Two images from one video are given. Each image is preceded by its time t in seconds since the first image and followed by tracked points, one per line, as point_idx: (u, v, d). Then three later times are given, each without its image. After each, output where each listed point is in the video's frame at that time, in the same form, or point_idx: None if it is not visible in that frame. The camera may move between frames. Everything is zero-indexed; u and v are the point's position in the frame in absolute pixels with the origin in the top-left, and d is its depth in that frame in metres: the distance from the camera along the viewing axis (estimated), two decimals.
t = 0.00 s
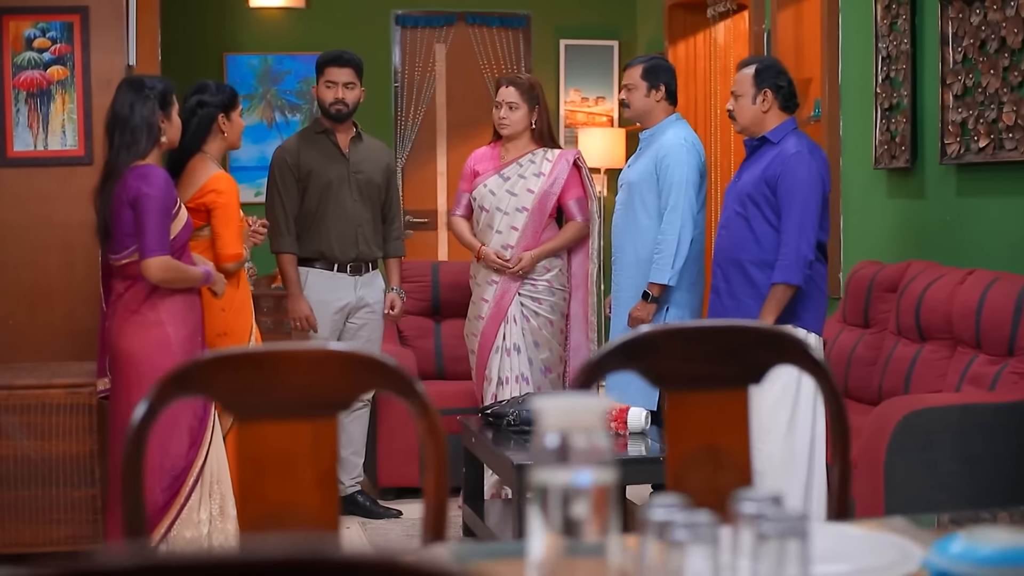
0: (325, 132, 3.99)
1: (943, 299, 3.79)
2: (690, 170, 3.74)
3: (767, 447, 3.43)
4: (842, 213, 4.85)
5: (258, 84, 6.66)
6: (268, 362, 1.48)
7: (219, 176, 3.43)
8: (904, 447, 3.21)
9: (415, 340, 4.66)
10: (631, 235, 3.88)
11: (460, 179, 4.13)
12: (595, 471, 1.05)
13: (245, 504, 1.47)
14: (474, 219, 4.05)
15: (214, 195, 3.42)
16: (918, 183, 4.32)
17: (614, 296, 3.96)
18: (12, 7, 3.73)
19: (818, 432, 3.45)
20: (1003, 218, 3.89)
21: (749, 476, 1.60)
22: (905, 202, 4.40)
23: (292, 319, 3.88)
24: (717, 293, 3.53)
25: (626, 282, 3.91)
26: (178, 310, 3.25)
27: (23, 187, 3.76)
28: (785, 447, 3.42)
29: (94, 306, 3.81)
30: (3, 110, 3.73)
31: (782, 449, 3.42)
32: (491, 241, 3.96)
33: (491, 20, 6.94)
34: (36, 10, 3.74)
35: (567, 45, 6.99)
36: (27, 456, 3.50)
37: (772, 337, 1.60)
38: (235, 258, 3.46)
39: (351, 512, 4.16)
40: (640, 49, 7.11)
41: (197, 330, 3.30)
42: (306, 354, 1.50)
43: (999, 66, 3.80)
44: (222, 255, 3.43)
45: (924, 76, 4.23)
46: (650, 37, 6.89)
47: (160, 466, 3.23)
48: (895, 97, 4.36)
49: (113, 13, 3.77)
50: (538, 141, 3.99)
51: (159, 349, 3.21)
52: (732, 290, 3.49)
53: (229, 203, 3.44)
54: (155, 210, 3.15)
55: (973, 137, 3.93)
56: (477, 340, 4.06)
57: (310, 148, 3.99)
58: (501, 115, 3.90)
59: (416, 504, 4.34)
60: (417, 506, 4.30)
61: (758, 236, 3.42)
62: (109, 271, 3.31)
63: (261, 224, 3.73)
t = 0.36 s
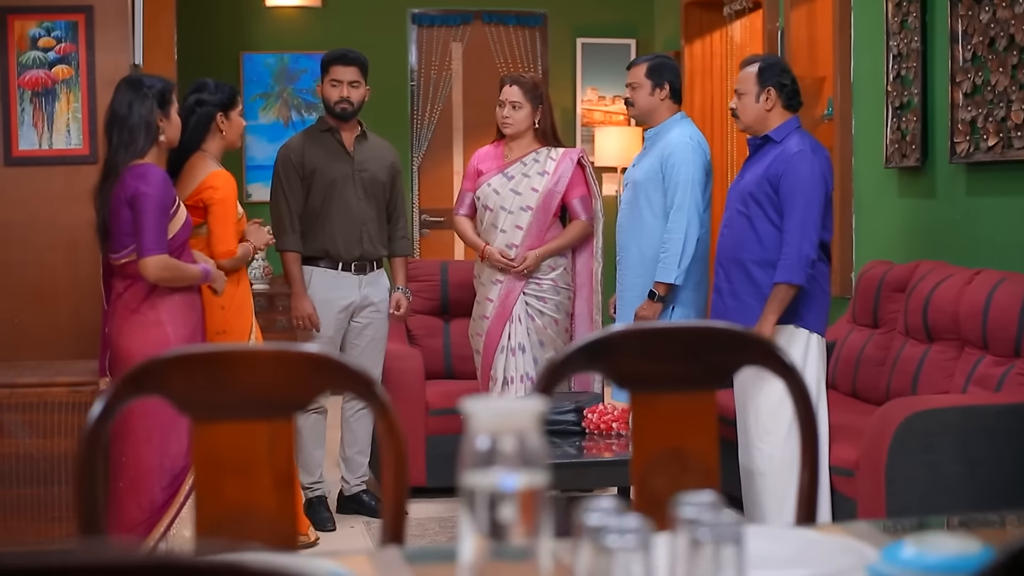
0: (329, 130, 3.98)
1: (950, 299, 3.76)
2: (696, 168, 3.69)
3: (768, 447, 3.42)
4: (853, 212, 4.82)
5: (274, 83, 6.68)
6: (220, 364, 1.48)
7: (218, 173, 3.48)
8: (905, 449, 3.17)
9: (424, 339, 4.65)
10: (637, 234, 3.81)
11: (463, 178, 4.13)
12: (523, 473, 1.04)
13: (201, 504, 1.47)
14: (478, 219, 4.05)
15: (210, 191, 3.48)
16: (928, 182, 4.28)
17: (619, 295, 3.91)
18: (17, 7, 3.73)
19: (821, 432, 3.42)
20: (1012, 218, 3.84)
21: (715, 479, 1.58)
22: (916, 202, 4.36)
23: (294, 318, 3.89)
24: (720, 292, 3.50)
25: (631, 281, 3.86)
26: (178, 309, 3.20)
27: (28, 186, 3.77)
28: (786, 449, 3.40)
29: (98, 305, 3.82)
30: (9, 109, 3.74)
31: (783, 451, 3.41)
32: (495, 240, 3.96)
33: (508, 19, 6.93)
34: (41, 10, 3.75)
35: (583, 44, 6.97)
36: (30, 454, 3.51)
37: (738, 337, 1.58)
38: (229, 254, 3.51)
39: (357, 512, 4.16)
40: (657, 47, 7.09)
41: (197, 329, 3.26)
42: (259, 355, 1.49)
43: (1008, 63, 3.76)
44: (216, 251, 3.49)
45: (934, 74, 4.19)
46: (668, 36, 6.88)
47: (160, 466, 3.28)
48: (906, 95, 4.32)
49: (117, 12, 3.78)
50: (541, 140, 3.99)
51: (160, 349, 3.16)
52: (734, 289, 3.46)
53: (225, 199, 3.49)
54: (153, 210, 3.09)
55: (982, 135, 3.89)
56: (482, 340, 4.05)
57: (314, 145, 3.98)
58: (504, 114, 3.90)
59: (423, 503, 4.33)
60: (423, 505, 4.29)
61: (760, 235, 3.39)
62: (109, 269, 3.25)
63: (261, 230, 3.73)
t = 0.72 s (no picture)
0: (337, 129, 3.98)
1: (960, 299, 3.72)
2: (702, 167, 3.62)
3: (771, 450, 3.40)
4: (867, 212, 4.78)
5: (293, 83, 6.71)
6: (180, 364, 1.47)
7: (223, 171, 3.48)
8: (909, 451, 3.14)
9: (435, 339, 4.64)
10: (644, 234, 3.74)
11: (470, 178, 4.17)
12: (457, 477, 1.03)
13: (160, 505, 1.46)
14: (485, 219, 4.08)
15: (211, 189, 3.48)
16: (941, 182, 4.24)
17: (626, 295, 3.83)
18: (25, 7, 3.75)
19: (824, 435, 3.39)
20: None
21: (681, 482, 1.56)
22: (929, 202, 4.32)
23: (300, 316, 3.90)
24: (725, 293, 3.47)
25: (638, 281, 3.78)
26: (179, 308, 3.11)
27: (36, 185, 3.79)
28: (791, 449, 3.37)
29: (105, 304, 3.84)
30: (17, 108, 3.76)
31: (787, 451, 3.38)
32: (502, 240, 3.99)
33: (526, 18, 6.93)
34: (49, 10, 3.76)
35: (602, 43, 6.96)
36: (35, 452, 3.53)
37: (707, 339, 1.56)
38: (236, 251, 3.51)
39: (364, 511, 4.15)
40: (677, 46, 7.07)
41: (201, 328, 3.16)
42: (220, 355, 1.48)
43: (1019, 62, 3.72)
44: (223, 249, 3.49)
45: (947, 73, 4.15)
46: (687, 35, 6.86)
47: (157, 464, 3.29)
48: (919, 94, 4.28)
49: (125, 12, 3.79)
50: (547, 140, 4.02)
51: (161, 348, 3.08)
52: (738, 289, 3.44)
53: (227, 196, 3.49)
54: (154, 210, 2.99)
55: (994, 135, 3.85)
56: (489, 340, 4.06)
57: (321, 143, 3.97)
58: (510, 113, 3.93)
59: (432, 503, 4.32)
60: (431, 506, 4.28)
61: (764, 235, 3.37)
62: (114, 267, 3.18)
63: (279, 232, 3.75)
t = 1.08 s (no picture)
0: (345, 126, 3.95)
1: (969, 298, 3.68)
2: (709, 166, 3.61)
3: (776, 449, 3.37)
4: (882, 210, 4.75)
5: (311, 81, 6.74)
6: (143, 363, 1.47)
7: (223, 168, 3.49)
8: (912, 452, 3.10)
9: (446, 337, 4.64)
10: (651, 232, 3.72)
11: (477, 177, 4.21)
12: (392, 476, 1.03)
13: (123, 503, 1.46)
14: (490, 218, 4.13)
15: (213, 185, 3.47)
16: (954, 179, 4.20)
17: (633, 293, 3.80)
18: (32, 5, 3.76)
19: (829, 434, 3.36)
20: None
21: (648, 482, 1.55)
22: (942, 200, 4.29)
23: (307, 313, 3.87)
24: (729, 291, 3.45)
25: (644, 280, 3.76)
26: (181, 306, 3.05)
27: (44, 183, 3.81)
28: (795, 450, 3.35)
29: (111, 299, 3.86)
30: (25, 106, 3.78)
31: (791, 452, 3.35)
32: (508, 238, 4.02)
33: (545, 16, 6.91)
34: (57, 8, 3.77)
35: (622, 40, 6.94)
36: (41, 449, 3.53)
37: (675, 338, 1.55)
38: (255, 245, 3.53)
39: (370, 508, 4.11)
40: (697, 44, 7.05)
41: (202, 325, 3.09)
42: (183, 353, 1.48)
43: None
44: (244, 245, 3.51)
45: (960, 71, 4.12)
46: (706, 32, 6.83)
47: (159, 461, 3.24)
48: (931, 92, 4.25)
49: (133, 9, 3.80)
50: (553, 138, 4.05)
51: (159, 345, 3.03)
52: (742, 288, 3.42)
53: (231, 190, 3.49)
54: (158, 206, 2.92)
55: (1005, 133, 3.81)
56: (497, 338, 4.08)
57: (329, 141, 3.95)
58: (516, 112, 3.97)
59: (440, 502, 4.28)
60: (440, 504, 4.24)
61: (768, 233, 3.35)
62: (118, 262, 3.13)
63: (306, 233, 3.74)
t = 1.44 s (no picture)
0: (352, 123, 3.92)
1: (977, 297, 3.65)
2: (714, 163, 3.59)
3: (780, 448, 3.33)
4: (895, 208, 4.72)
5: (330, 77, 6.77)
6: (105, 358, 1.49)
7: (231, 164, 3.47)
8: (915, 452, 3.07)
9: (457, 334, 4.64)
10: (657, 230, 3.71)
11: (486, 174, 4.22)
12: (326, 474, 1.02)
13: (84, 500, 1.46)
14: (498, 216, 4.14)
15: (221, 181, 3.46)
16: (966, 177, 4.17)
17: (638, 291, 3.80)
18: (40, 3, 3.78)
19: (833, 433, 3.34)
20: None
21: (614, 480, 1.53)
22: (954, 198, 4.25)
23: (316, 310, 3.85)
24: (733, 290, 3.43)
25: (650, 278, 3.75)
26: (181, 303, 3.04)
27: (53, 179, 3.83)
28: (799, 449, 3.32)
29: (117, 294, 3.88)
30: (33, 103, 3.79)
31: (795, 452, 3.32)
32: (516, 236, 4.01)
33: (564, 13, 6.91)
34: (65, 6, 3.79)
35: (640, 37, 6.92)
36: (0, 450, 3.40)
37: (644, 337, 1.54)
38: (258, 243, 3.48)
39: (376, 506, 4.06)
40: (715, 41, 7.03)
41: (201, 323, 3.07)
42: (147, 351, 1.49)
43: None
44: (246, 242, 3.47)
45: (972, 68, 4.08)
46: (725, 29, 6.82)
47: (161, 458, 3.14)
48: (943, 89, 4.21)
49: (140, 7, 3.81)
50: (561, 135, 4.05)
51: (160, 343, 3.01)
52: (746, 286, 3.40)
53: (238, 187, 3.46)
54: (159, 203, 2.92)
55: (1016, 130, 3.77)
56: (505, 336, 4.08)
57: (337, 138, 3.91)
58: (522, 109, 3.99)
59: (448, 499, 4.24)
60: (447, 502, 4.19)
61: (772, 231, 3.33)
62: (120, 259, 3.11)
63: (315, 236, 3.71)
